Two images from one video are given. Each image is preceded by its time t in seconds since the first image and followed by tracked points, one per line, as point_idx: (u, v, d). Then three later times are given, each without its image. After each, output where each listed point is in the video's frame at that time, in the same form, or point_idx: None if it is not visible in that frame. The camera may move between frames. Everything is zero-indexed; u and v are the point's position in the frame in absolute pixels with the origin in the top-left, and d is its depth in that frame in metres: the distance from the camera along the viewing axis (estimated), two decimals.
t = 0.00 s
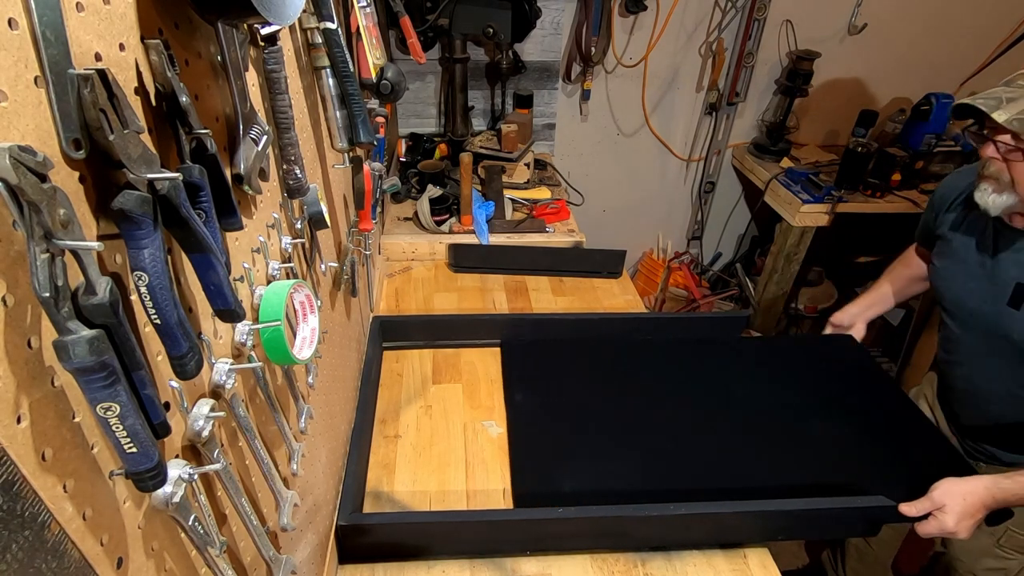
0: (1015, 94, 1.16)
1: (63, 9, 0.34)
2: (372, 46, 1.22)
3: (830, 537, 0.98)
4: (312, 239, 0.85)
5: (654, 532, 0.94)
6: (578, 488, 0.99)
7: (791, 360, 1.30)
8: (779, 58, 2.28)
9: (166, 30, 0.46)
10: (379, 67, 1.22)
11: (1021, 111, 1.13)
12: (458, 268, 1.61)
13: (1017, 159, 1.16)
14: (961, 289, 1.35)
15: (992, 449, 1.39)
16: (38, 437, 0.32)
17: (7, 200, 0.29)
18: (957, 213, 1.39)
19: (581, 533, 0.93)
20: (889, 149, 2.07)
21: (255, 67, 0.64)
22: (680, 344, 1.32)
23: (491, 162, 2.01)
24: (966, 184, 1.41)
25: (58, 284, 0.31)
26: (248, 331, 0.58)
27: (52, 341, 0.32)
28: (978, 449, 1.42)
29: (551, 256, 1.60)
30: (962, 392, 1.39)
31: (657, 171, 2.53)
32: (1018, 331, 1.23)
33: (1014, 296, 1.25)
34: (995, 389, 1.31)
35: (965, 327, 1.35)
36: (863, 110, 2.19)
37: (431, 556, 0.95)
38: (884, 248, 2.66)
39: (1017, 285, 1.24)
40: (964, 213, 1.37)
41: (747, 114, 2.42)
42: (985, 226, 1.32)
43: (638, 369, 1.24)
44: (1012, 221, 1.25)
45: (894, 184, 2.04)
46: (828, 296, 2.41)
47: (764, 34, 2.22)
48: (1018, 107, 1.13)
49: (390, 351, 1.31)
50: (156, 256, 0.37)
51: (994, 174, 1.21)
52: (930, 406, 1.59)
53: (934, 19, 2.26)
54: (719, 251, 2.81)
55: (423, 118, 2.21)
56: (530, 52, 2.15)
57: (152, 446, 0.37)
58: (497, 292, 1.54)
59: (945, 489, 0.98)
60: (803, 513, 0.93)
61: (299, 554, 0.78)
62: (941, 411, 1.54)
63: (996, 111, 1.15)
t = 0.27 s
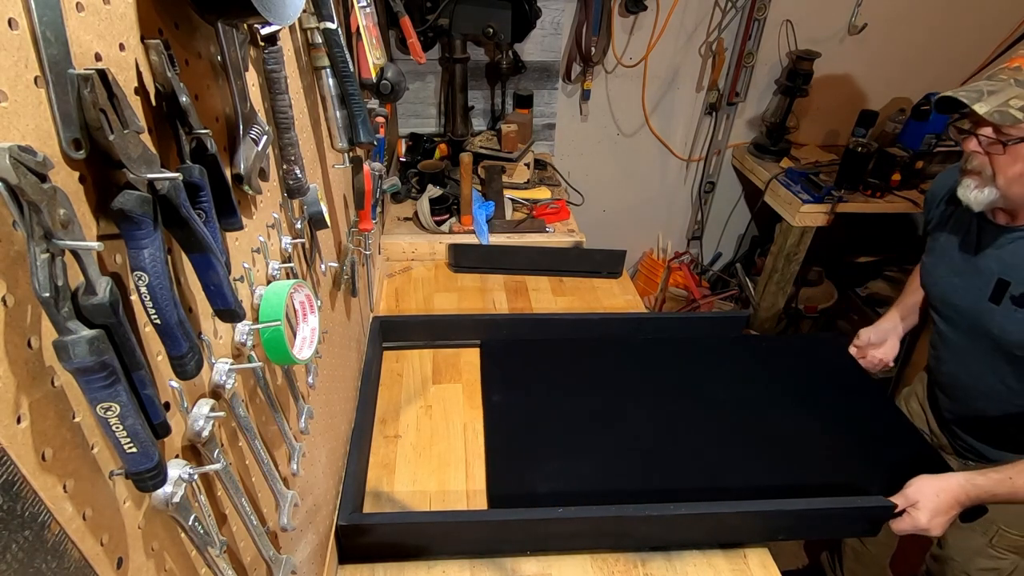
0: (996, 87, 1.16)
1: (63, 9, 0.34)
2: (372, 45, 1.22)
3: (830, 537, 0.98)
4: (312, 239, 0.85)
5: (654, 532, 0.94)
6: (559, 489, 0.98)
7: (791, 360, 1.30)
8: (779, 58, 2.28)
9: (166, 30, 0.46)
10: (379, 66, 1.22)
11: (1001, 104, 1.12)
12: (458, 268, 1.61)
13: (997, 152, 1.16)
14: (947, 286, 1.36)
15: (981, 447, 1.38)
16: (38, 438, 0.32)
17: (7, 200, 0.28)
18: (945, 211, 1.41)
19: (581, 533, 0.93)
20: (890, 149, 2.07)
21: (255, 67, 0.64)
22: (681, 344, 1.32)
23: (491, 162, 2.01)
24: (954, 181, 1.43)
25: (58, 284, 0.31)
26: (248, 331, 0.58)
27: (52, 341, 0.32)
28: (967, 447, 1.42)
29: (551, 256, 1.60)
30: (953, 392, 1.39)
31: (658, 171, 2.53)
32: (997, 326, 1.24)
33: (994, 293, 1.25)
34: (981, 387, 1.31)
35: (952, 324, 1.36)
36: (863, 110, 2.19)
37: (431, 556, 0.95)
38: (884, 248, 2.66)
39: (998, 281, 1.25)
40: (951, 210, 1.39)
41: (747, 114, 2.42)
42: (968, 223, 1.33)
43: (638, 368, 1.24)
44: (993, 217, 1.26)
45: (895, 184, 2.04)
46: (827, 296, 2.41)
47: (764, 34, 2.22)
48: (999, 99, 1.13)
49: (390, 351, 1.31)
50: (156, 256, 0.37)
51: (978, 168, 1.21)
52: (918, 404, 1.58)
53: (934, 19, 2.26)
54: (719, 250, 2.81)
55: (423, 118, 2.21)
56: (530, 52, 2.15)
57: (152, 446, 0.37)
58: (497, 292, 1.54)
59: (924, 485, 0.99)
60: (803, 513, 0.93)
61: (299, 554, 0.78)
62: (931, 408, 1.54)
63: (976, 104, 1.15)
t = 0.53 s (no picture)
0: (990, 83, 1.14)
1: (63, 9, 0.34)
2: (372, 45, 1.22)
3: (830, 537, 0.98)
4: (312, 239, 0.85)
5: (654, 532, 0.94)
6: (536, 491, 0.98)
7: (791, 359, 1.30)
8: (779, 58, 2.28)
9: (166, 30, 0.46)
10: (379, 67, 1.22)
11: (997, 100, 1.11)
12: (458, 268, 1.61)
13: (992, 149, 1.16)
14: (935, 284, 1.36)
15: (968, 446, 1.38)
16: (38, 438, 0.32)
17: (7, 200, 0.28)
18: (935, 209, 1.41)
19: (580, 533, 0.93)
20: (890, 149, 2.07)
21: (255, 67, 0.64)
22: (681, 343, 1.32)
23: (491, 162, 2.01)
24: (943, 180, 1.43)
25: (58, 284, 0.31)
26: (248, 331, 0.58)
27: (52, 341, 0.32)
28: (954, 446, 1.42)
29: (551, 256, 1.60)
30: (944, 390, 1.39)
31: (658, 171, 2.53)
32: (986, 326, 1.25)
33: (983, 290, 1.26)
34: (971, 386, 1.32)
35: (939, 322, 1.36)
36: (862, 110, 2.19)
37: (431, 556, 0.95)
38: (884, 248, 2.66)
39: (987, 279, 1.26)
40: (940, 207, 1.39)
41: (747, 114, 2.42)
42: (958, 221, 1.33)
43: (638, 368, 1.24)
44: (982, 215, 1.26)
45: (895, 184, 2.04)
46: (827, 296, 2.41)
47: (764, 34, 2.22)
48: (995, 94, 1.12)
49: (390, 351, 1.31)
50: (156, 256, 0.37)
51: (971, 166, 1.20)
52: (907, 403, 1.58)
53: (933, 19, 2.26)
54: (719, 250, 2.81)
55: (423, 118, 2.21)
56: (530, 52, 2.15)
57: (152, 446, 0.37)
58: (497, 292, 1.54)
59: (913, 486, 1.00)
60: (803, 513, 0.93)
61: (299, 554, 0.78)
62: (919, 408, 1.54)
63: (973, 100, 1.13)
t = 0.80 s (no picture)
0: (978, 84, 1.14)
1: (63, 9, 0.34)
2: (372, 45, 1.22)
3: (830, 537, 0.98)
4: (312, 239, 0.85)
5: (654, 532, 0.94)
6: (513, 491, 0.98)
7: (791, 359, 1.30)
8: (780, 58, 2.28)
9: (166, 30, 0.46)
10: (379, 66, 1.22)
11: (987, 100, 1.11)
12: (458, 268, 1.61)
13: (982, 149, 1.15)
14: (922, 284, 1.35)
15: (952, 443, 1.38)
16: (38, 438, 0.32)
17: (7, 200, 0.28)
18: (921, 209, 1.40)
19: (580, 533, 0.93)
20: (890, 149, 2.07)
21: (255, 67, 0.64)
22: (681, 343, 1.32)
23: (491, 162, 2.01)
24: (929, 181, 1.43)
25: (58, 284, 0.31)
26: (248, 331, 0.58)
27: (52, 341, 0.32)
28: (938, 443, 1.41)
29: (551, 256, 1.59)
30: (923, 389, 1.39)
31: (658, 171, 2.53)
32: (974, 325, 1.25)
33: (971, 289, 1.26)
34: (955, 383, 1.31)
35: (927, 321, 1.36)
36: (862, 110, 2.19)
37: (431, 556, 0.95)
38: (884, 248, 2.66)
39: (975, 278, 1.25)
40: (926, 207, 1.39)
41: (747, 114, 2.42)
42: (945, 221, 1.33)
43: (638, 368, 1.24)
44: (968, 214, 1.26)
45: (895, 184, 2.04)
46: (827, 296, 2.41)
47: (764, 34, 2.23)
48: (984, 96, 1.11)
49: (390, 351, 1.31)
50: (156, 256, 0.37)
51: (960, 167, 1.19)
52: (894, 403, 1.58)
53: (933, 19, 2.26)
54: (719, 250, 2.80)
55: (423, 118, 2.21)
56: (530, 52, 2.15)
57: (152, 446, 0.37)
58: (497, 292, 1.53)
59: (914, 483, 1.00)
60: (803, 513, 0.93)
61: (299, 554, 0.78)
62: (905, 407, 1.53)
63: (963, 101, 1.13)
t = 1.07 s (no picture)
0: (973, 87, 1.12)
1: (63, 9, 0.34)
2: (372, 46, 1.22)
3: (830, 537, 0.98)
4: (312, 239, 0.85)
5: (654, 533, 0.94)
6: (502, 492, 0.97)
7: (792, 359, 1.30)
8: (779, 58, 2.29)
9: (166, 30, 0.46)
10: (379, 66, 1.22)
11: (983, 103, 1.10)
12: (458, 268, 1.61)
13: (979, 152, 1.14)
14: (917, 286, 1.35)
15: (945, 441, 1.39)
16: (38, 438, 0.32)
17: (7, 200, 0.28)
18: (917, 211, 1.40)
19: (581, 533, 0.93)
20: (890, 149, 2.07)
21: (255, 67, 0.64)
22: (681, 343, 1.32)
23: (491, 162, 2.01)
24: (923, 183, 1.43)
25: (58, 284, 0.31)
26: (248, 331, 0.58)
27: (52, 341, 0.32)
28: (932, 440, 1.43)
29: (551, 256, 1.59)
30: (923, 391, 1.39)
31: (658, 171, 2.53)
32: (974, 328, 1.24)
33: (969, 292, 1.25)
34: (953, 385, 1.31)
35: (926, 324, 1.35)
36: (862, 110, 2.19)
37: (431, 556, 0.95)
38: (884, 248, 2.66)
39: (973, 281, 1.25)
40: (922, 209, 1.38)
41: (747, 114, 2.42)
42: (941, 223, 1.32)
43: (638, 368, 1.24)
44: (964, 216, 1.26)
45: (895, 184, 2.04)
46: (827, 296, 2.41)
47: (764, 34, 2.23)
48: (980, 98, 1.10)
49: (390, 351, 1.31)
50: (156, 256, 0.37)
51: (957, 169, 1.18)
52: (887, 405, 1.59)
53: (933, 19, 2.26)
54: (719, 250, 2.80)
55: (423, 118, 2.21)
56: (530, 52, 2.15)
57: (152, 446, 0.37)
58: (497, 292, 1.53)
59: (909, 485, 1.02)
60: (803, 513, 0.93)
61: (299, 554, 0.78)
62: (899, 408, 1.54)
63: (958, 105, 1.11)
